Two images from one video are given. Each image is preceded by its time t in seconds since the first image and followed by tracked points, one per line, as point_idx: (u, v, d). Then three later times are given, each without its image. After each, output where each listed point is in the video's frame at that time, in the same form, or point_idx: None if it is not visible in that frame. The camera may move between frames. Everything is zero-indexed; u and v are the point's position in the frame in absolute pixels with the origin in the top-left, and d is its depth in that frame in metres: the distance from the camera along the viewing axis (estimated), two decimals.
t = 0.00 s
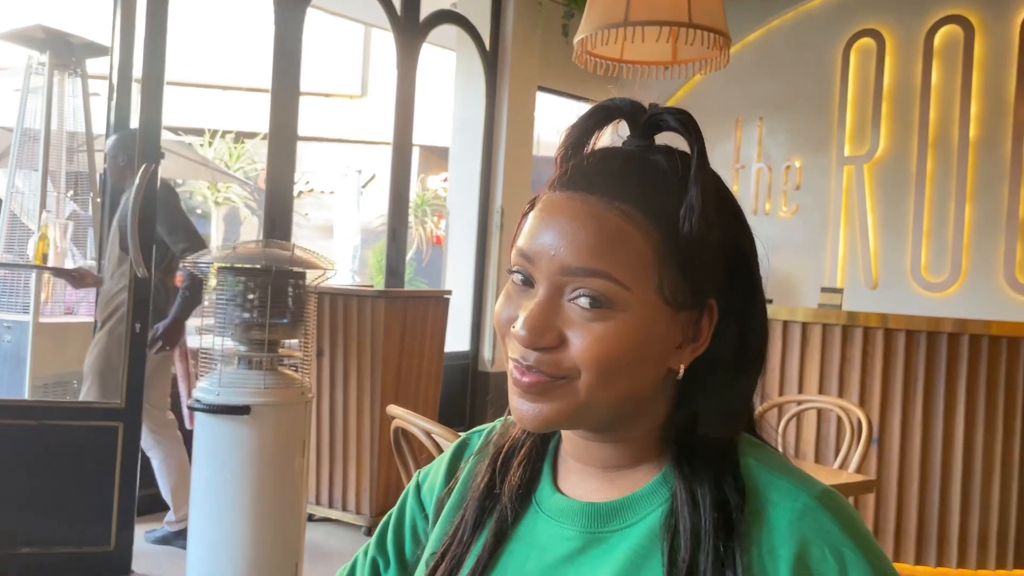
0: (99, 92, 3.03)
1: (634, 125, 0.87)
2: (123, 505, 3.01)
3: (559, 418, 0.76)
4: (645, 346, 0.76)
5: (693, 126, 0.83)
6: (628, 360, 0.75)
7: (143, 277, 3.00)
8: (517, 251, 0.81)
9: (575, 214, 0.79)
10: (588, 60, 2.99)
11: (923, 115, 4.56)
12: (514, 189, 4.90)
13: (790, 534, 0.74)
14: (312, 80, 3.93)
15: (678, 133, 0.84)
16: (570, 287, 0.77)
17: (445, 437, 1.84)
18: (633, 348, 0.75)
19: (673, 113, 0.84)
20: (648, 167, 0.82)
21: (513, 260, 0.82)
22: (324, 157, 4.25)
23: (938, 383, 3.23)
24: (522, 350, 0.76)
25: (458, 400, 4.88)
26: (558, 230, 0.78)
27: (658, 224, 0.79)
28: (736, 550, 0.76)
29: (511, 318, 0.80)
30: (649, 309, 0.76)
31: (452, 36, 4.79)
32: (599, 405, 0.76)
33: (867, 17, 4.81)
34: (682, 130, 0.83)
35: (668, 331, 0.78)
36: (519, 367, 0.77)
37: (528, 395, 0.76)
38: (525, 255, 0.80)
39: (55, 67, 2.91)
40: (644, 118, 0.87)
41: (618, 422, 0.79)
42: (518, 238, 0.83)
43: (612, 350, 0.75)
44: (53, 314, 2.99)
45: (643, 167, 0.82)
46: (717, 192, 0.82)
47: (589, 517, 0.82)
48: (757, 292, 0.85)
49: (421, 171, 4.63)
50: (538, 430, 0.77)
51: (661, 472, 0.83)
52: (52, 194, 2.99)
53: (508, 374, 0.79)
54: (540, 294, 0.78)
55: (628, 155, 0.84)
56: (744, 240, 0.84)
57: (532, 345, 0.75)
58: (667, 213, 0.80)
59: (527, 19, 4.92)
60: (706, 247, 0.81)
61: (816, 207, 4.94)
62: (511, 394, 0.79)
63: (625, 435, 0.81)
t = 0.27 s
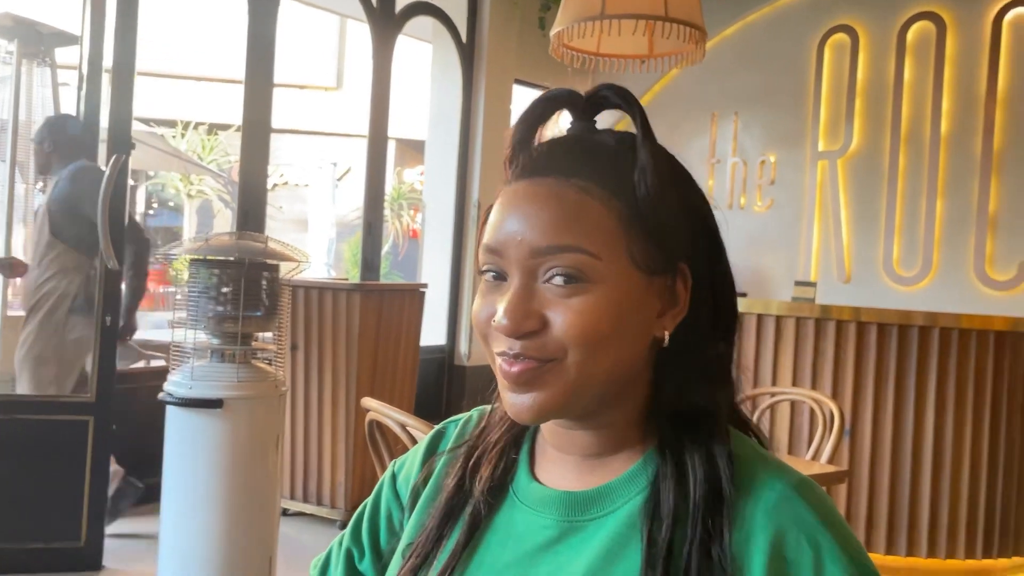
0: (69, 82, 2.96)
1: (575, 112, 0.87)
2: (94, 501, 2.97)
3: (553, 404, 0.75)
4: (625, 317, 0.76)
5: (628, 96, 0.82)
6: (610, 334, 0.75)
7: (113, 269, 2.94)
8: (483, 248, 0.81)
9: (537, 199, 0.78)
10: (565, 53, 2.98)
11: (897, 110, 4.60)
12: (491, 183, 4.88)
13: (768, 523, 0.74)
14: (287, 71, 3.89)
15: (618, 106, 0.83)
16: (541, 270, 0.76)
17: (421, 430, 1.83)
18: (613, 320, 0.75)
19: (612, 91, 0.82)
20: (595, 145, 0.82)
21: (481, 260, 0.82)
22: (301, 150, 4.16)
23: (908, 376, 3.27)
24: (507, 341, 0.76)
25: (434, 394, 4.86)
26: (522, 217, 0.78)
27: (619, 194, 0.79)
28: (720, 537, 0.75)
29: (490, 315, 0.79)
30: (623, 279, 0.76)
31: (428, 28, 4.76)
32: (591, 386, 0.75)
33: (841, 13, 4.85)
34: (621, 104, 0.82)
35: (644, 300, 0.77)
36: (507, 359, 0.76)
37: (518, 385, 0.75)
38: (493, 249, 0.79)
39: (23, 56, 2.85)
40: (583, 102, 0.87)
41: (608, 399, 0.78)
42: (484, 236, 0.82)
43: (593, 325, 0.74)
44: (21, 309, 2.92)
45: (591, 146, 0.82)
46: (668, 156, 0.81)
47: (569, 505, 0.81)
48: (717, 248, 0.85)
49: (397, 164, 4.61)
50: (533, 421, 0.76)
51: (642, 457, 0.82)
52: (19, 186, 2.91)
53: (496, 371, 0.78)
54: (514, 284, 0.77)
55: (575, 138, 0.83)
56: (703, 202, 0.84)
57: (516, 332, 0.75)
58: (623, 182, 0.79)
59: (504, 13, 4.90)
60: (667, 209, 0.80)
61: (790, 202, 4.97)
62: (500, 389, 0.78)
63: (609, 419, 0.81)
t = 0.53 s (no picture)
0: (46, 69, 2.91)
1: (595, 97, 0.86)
2: (74, 493, 2.94)
3: (521, 389, 0.75)
4: (606, 315, 0.75)
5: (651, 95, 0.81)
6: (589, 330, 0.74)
7: (92, 257, 2.89)
8: (477, 223, 0.80)
9: (535, 184, 0.77)
10: (549, 42, 2.97)
11: (880, 102, 4.62)
12: (474, 174, 4.86)
13: (743, 503, 0.74)
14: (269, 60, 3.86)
15: (639, 103, 0.82)
16: (529, 257, 0.76)
17: (404, 418, 1.82)
18: (593, 317, 0.74)
19: (633, 84, 0.82)
20: (608, 137, 0.81)
21: (474, 232, 0.81)
22: (283, 139, 4.18)
23: (889, 366, 3.29)
24: (483, 322, 0.75)
25: (417, 385, 4.85)
26: (518, 200, 0.77)
27: (618, 193, 0.78)
28: (691, 519, 0.76)
29: (472, 290, 0.78)
30: (609, 278, 0.75)
31: (412, 16, 4.75)
32: (560, 376, 0.75)
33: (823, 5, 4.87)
34: (642, 100, 0.82)
35: (627, 302, 0.77)
36: (479, 339, 0.76)
37: (489, 366, 0.75)
38: (486, 226, 0.79)
39: None
40: (604, 90, 0.85)
41: (578, 391, 0.78)
42: (479, 210, 0.82)
43: (572, 320, 0.74)
44: None
45: (604, 138, 0.81)
46: (677, 163, 0.80)
47: (546, 488, 0.81)
48: (714, 261, 0.85)
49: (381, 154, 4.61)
50: (499, 403, 0.76)
51: (617, 443, 0.82)
52: None
53: (469, 347, 0.77)
54: (500, 265, 0.77)
55: (588, 125, 0.82)
56: (704, 212, 0.83)
57: (493, 315, 0.74)
58: (628, 180, 0.79)
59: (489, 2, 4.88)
60: (665, 215, 0.79)
61: (773, 194, 5.00)
62: (471, 366, 0.78)
63: (583, 407, 0.81)
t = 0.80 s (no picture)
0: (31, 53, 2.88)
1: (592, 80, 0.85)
2: (64, 480, 2.92)
3: (512, 370, 0.75)
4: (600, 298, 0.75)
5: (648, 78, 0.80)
6: (582, 313, 0.74)
7: (80, 242, 2.86)
8: (472, 202, 0.80)
9: (531, 165, 0.77)
10: (540, 28, 2.97)
11: (870, 91, 4.64)
12: (465, 161, 4.85)
13: (732, 480, 0.75)
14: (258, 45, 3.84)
15: (635, 85, 0.81)
16: (525, 238, 0.76)
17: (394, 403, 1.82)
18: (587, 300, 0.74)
19: (631, 67, 0.80)
20: (605, 120, 0.80)
21: (469, 212, 0.81)
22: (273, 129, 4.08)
23: (877, 353, 3.31)
24: (476, 301, 0.75)
25: (407, 372, 4.85)
26: (514, 181, 0.77)
27: (614, 176, 0.78)
28: (682, 497, 0.76)
29: (466, 270, 0.79)
30: (603, 262, 0.75)
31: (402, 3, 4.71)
32: (552, 358, 0.75)
33: None
34: (639, 83, 0.80)
35: (621, 285, 0.77)
36: (473, 319, 0.76)
37: (481, 346, 0.75)
38: (482, 206, 0.78)
39: None
40: (603, 73, 0.84)
41: (570, 372, 0.78)
42: (475, 189, 0.81)
43: (566, 302, 0.74)
44: None
45: (601, 122, 0.80)
46: (674, 147, 0.80)
47: (539, 468, 0.81)
48: (708, 247, 0.84)
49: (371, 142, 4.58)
50: (491, 382, 0.76)
51: (607, 423, 0.82)
52: None
53: (462, 326, 0.77)
54: (496, 246, 0.76)
55: (585, 108, 0.81)
56: (699, 198, 0.83)
57: (487, 296, 0.74)
58: (624, 164, 0.78)
59: None
60: (660, 200, 0.79)
61: (764, 181, 5.01)
62: (463, 345, 0.78)
63: (575, 388, 0.81)
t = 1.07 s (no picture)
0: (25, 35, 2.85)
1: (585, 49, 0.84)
2: (62, 460, 2.93)
3: (517, 342, 0.75)
4: (603, 266, 0.75)
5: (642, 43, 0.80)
6: (586, 281, 0.74)
7: (76, 223, 2.85)
8: (471, 176, 0.80)
9: (530, 136, 0.77)
10: (539, 9, 2.94)
11: (868, 74, 4.62)
12: (462, 143, 4.84)
13: (733, 450, 0.75)
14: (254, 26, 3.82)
15: (630, 51, 0.80)
16: (526, 209, 0.76)
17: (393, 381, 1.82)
18: (590, 268, 0.74)
19: (625, 34, 0.80)
20: (601, 88, 0.80)
21: (469, 185, 0.81)
22: (268, 110, 4.06)
23: (875, 336, 3.32)
24: (479, 274, 0.75)
25: (404, 355, 4.85)
26: (512, 153, 0.77)
27: (613, 145, 0.77)
28: (685, 468, 0.76)
29: (468, 244, 0.79)
30: (605, 230, 0.75)
31: None
32: (558, 328, 0.75)
33: None
34: (633, 48, 0.80)
35: (623, 253, 0.77)
36: (477, 292, 0.76)
37: (486, 319, 0.75)
38: (481, 179, 0.78)
39: None
40: (596, 40, 0.84)
41: (573, 343, 0.78)
42: (472, 163, 0.81)
43: (569, 271, 0.74)
44: None
45: (596, 89, 0.80)
46: (671, 114, 0.79)
47: (540, 440, 0.81)
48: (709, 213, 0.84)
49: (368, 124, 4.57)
50: (497, 355, 0.76)
51: (610, 395, 0.83)
52: None
53: (466, 300, 0.78)
54: (496, 218, 0.76)
55: (580, 77, 0.81)
56: (697, 164, 0.82)
57: (490, 268, 0.74)
58: (622, 132, 0.78)
59: None
60: (660, 167, 0.79)
61: (762, 164, 5.01)
62: (467, 319, 0.78)
63: (578, 359, 0.81)
